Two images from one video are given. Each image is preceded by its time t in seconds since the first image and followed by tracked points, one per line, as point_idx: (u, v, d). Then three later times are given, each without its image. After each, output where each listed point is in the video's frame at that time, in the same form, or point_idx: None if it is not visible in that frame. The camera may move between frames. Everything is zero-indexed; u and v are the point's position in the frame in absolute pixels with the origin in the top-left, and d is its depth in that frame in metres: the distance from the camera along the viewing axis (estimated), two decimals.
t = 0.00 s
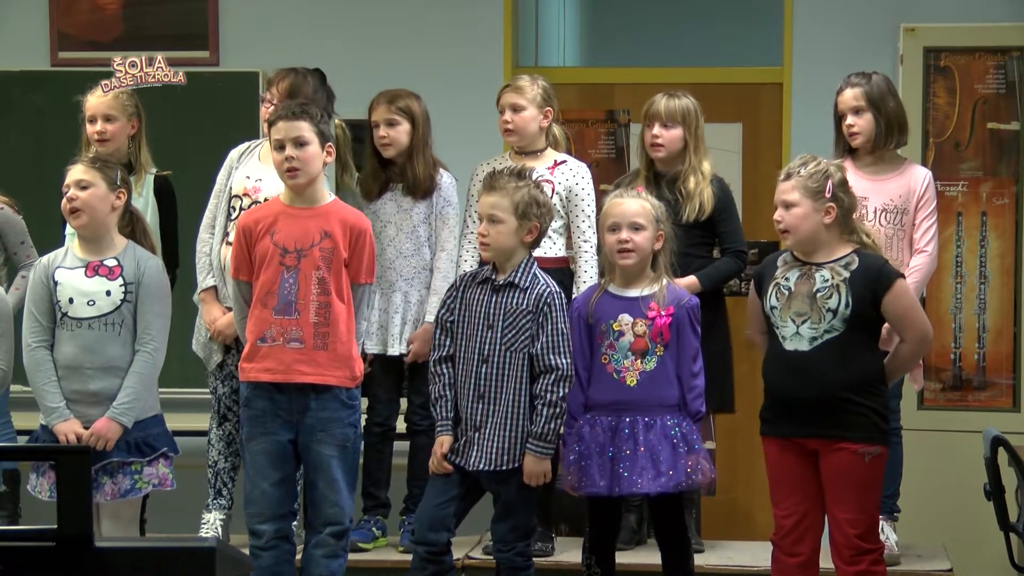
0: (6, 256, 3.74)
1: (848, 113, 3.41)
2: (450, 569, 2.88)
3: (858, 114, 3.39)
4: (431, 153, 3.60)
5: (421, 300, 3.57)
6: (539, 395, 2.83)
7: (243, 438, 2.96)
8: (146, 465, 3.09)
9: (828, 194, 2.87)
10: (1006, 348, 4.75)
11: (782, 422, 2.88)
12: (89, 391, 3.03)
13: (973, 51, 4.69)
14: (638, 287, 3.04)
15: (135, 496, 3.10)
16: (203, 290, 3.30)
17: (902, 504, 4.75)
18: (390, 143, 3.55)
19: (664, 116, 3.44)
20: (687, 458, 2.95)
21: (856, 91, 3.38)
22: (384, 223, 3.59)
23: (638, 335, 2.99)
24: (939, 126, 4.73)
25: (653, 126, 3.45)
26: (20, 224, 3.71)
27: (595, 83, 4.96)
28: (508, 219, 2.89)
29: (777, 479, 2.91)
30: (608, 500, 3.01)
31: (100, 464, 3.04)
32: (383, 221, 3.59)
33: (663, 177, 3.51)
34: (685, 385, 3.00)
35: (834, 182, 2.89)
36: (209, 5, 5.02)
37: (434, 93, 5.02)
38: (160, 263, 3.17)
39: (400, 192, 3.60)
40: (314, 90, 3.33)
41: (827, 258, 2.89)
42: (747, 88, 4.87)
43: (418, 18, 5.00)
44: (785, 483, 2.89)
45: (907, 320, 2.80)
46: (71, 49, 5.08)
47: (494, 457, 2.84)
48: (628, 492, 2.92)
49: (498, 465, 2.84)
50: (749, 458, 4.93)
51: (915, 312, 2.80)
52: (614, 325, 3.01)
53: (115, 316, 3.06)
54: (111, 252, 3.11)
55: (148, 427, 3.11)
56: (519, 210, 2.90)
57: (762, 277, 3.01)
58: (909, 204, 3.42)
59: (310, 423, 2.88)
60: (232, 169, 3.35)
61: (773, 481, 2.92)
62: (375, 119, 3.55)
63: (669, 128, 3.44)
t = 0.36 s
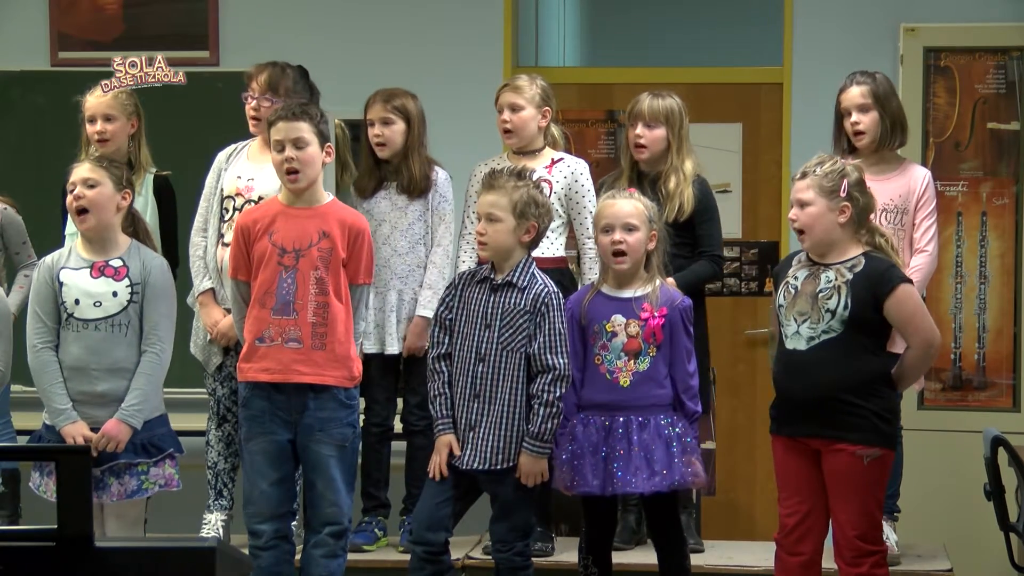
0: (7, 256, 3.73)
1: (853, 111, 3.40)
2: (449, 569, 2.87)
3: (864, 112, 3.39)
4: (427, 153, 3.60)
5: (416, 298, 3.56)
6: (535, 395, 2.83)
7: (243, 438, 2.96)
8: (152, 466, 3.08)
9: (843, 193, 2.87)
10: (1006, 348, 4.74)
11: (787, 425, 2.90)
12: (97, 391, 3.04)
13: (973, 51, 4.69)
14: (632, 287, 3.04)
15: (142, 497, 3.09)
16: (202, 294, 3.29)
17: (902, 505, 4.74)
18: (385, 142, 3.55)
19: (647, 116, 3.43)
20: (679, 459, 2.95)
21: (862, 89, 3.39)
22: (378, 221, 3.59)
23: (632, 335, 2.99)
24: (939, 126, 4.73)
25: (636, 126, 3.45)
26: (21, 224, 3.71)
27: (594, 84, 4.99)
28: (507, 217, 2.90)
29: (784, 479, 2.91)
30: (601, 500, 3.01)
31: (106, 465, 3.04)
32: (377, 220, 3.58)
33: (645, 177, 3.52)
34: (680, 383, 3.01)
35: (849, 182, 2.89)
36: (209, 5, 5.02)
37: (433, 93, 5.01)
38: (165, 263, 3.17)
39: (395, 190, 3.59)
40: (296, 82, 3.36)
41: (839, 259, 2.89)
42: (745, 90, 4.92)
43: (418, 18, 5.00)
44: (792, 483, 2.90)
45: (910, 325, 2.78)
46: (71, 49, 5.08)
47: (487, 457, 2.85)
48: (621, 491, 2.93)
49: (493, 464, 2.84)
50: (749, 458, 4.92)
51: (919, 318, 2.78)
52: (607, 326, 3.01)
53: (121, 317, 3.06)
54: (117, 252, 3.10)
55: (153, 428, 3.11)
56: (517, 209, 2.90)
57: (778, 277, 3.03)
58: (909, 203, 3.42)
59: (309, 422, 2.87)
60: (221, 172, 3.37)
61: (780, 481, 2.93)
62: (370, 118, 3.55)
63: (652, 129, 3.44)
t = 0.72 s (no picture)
0: (8, 256, 3.73)
1: (858, 108, 3.39)
2: (448, 568, 2.87)
3: (869, 110, 3.38)
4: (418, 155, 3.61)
5: (408, 299, 3.57)
6: (534, 392, 2.83)
7: (243, 438, 2.96)
8: (156, 466, 3.08)
9: (841, 193, 2.86)
10: (1006, 348, 4.74)
11: (780, 421, 2.90)
12: (100, 391, 3.03)
13: (973, 51, 4.68)
14: (632, 287, 3.03)
15: (145, 496, 3.09)
16: (197, 295, 3.29)
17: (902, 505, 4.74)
18: (376, 144, 3.54)
19: (643, 123, 3.43)
20: (687, 458, 2.96)
21: (869, 88, 3.38)
22: (369, 221, 3.58)
23: (634, 335, 2.98)
24: (939, 126, 4.72)
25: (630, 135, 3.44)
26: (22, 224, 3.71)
27: (595, 84, 4.98)
28: (501, 217, 2.88)
29: (777, 478, 2.91)
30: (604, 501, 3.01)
31: (110, 465, 3.05)
32: (367, 219, 3.58)
33: (643, 180, 3.52)
34: (683, 382, 3.01)
35: (847, 182, 2.88)
36: (210, 5, 5.02)
37: (433, 93, 5.01)
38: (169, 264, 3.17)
39: (385, 190, 3.60)
40: (269, 75, 3.38)
41: (836, 259, 2.88)
42: (745, 90, 4.91)
43: (418, 17, 4.99)
44: (786, 482, 2.90)
45: (903, 326, 2.77)
46: (71, 49, 5.08)
47: (480, 453, 2.85)
48: (629, 491, 2.94)
49: (486, 461, 2.85)
50: (749, 458, 4.92)
51: (912, 319, 2.77)
52: (609, 326, 3.00)
53: (126, 317, 3.06)
54: (121, 252, 3.11)
55: (156, 428, 3.11)
56: (512, 209, 2.89)
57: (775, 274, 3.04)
58: (908, 202, 3.42)
59: (309, 422, 2.87)
60: (207, 173, 3.37)
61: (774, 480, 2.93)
62: (359, 119, 3.53)
63: (649, 136, 3.43)
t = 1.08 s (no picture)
0: (10, 254, 3.73)
1: (862, 107, 3.39)
2: (443, 566, 2.88)
3: (873, 110, 3.38)
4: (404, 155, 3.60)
5: (398, 299, 3.58)
6: (535, 385, 2.83)
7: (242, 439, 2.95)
8: (154, 464, 3.09)
9: (827, 194, 2.87)
10: (1006, 348, 4.74)
11: (765, 420, 2.89)
12: (97, 390, 3.03)
13: (973, 51, 4.68)
14: (638, 287, 3.03)
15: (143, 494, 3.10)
16: (193, 296, 3.27)
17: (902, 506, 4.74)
18: (365, 141, 3.54)
19: (655, 121, 3.43)
20: (693, 458, 2.96)
21: (874, 87, 3.39)
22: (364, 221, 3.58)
23: (641, 335, 2.98)
24: (939, 126, 4.72)
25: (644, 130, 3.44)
26: (23, 223, 3.71)
27: (595, 84, 4.98)
28: (494, 219, 2.88)
29: (765, 478, 2.92)
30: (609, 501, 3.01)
31: (108, 464, 3.05)
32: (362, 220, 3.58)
33: (655, 178, 3.51)
34: (691, 383, 3.02)
35: (834, 184, 2.89)
36: (209, 5, 5.02)
37: (433, 93, 5.01)
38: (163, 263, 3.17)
39: (375, 191, 3.60)
40: (247, 72, 3.35)
41: (821, 259, 2.88)
42: (745, 90, 4.91)
43: (418, 18, 4.99)
44: (773, 481, 2.90)
45: (894, 327, 2.77)
46: (71, 49, 5.09)
47: (479, 451, 2.86)
48: (635, 490, 2.94)
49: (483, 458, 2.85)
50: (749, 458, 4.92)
51: (903, 320, 2.77)
52: (615, 326, 3.00)
53: (121, 316, 3.06)
54: (116, 252, 3.10)
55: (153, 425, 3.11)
56: (504, 210, 2.89)
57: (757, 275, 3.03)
58: (908, 202, 3.42)
59: (309, 423, 2.87)
60: (200, 175, 3.37)
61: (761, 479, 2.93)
62: (349, 118, 3.54)
63: (661, 134, 3.44)
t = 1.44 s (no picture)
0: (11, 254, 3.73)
1: (863, 105, 3.38)
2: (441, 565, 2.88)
3: (874, 108, 3.38)
4: (403, 152, 3.60)
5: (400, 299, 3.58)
6: (525, 384, 2.85)
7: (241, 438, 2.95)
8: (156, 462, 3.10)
9: (813, 196, 2.87)
10: (1006, 348, 4.73)
11: (755, 420, 2.88)
12: (96, 390, 3.03)
13: (973, 51, 4.68)
14: (647, 287, 3.03)
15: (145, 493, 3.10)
16: (197, 295, 3.27)
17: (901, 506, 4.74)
18: (359, 140, 3.54)
19: (664, 121, 3.43)
20: (697, 459, 2.96)
21: (876, 86, 3.38)
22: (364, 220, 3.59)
23: (647, 335, 2.99)
24: (939, 126, 4.72)
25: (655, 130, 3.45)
26: (26, 223, 3.71)
27: (595, 84, 4.97)
28: (477, 217, 2.88)
29: (754, 479, 2.91)
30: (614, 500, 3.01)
31: (111, 463, 3.05)
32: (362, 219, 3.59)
33: (668, 178, 3.51)
34: (697, 385, 3.00)
35: (820, 185, 2.89)
36: (210, 5, 5.02)
37: (433, 93, 5.01)
38: (156, 262, 3.17)
39: (375, 191, 3.60)
40: (243, 71, 3.37)
41: (807, 260, 2.88)
42: (746, 90, 4.90)
43: (418, 17, 4.99)
44: (765, 483, 2.90)
45: (880, 327, 2.79)
46: (71, 49, 5.08)
47: (475, 457, 2.86)
48: (638, 491, 2.94)
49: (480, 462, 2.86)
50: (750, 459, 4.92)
51: (890, 320, 2.79)
52: (622, 326, 3.00)
53: (119, 316, 3.06)
54: (108, 251, 3.09)
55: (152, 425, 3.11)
56: (488, 210, 2.90)
57: (740, 274, 3.01)
58: (906, 201, 3.42)
59: (308, 422, 2.87)
60: (201, 176, 3.37)
61: (750, 481, 2.93)
62: (345, 118, 3.54)
63: (670, 133, 3.44)
